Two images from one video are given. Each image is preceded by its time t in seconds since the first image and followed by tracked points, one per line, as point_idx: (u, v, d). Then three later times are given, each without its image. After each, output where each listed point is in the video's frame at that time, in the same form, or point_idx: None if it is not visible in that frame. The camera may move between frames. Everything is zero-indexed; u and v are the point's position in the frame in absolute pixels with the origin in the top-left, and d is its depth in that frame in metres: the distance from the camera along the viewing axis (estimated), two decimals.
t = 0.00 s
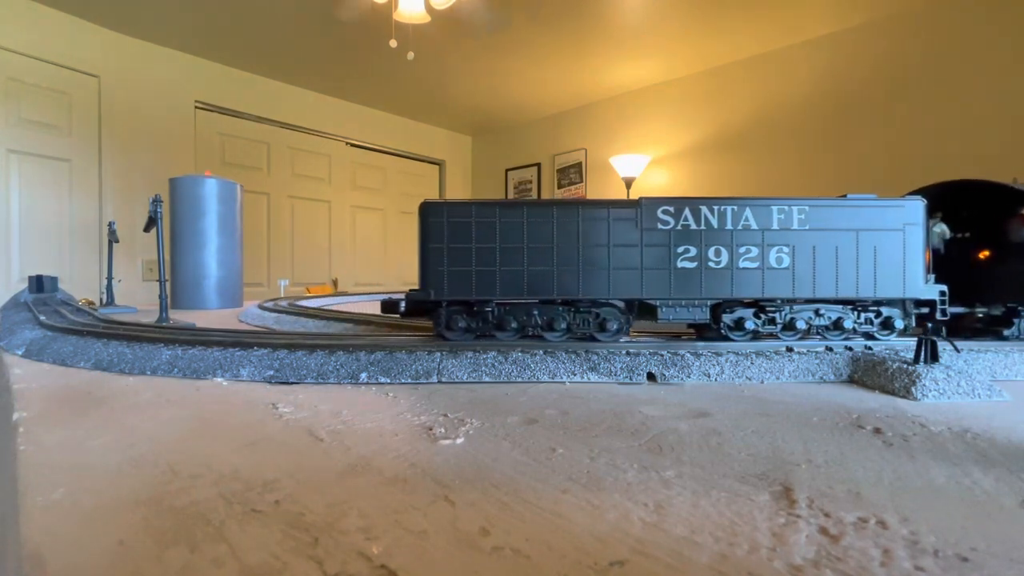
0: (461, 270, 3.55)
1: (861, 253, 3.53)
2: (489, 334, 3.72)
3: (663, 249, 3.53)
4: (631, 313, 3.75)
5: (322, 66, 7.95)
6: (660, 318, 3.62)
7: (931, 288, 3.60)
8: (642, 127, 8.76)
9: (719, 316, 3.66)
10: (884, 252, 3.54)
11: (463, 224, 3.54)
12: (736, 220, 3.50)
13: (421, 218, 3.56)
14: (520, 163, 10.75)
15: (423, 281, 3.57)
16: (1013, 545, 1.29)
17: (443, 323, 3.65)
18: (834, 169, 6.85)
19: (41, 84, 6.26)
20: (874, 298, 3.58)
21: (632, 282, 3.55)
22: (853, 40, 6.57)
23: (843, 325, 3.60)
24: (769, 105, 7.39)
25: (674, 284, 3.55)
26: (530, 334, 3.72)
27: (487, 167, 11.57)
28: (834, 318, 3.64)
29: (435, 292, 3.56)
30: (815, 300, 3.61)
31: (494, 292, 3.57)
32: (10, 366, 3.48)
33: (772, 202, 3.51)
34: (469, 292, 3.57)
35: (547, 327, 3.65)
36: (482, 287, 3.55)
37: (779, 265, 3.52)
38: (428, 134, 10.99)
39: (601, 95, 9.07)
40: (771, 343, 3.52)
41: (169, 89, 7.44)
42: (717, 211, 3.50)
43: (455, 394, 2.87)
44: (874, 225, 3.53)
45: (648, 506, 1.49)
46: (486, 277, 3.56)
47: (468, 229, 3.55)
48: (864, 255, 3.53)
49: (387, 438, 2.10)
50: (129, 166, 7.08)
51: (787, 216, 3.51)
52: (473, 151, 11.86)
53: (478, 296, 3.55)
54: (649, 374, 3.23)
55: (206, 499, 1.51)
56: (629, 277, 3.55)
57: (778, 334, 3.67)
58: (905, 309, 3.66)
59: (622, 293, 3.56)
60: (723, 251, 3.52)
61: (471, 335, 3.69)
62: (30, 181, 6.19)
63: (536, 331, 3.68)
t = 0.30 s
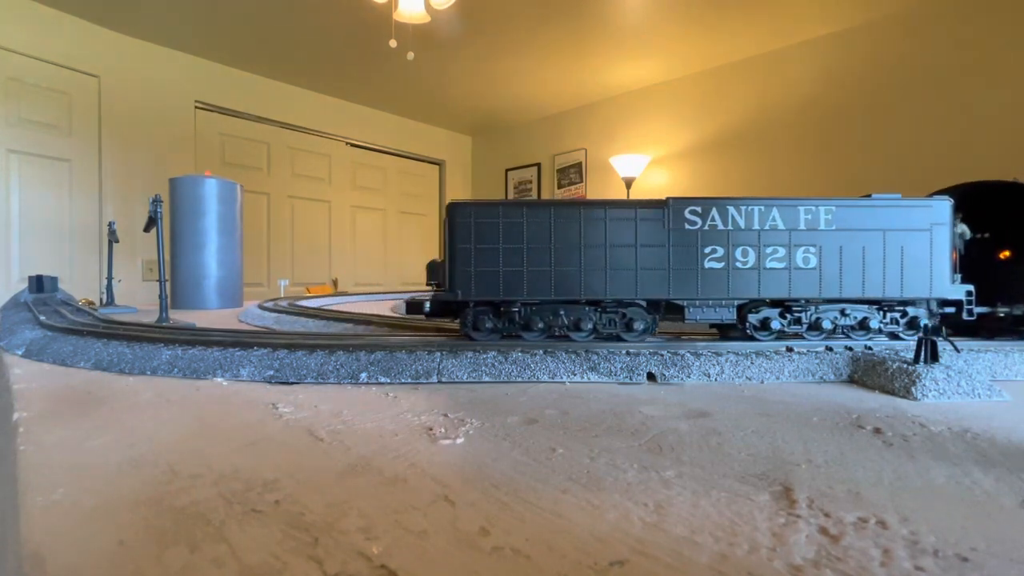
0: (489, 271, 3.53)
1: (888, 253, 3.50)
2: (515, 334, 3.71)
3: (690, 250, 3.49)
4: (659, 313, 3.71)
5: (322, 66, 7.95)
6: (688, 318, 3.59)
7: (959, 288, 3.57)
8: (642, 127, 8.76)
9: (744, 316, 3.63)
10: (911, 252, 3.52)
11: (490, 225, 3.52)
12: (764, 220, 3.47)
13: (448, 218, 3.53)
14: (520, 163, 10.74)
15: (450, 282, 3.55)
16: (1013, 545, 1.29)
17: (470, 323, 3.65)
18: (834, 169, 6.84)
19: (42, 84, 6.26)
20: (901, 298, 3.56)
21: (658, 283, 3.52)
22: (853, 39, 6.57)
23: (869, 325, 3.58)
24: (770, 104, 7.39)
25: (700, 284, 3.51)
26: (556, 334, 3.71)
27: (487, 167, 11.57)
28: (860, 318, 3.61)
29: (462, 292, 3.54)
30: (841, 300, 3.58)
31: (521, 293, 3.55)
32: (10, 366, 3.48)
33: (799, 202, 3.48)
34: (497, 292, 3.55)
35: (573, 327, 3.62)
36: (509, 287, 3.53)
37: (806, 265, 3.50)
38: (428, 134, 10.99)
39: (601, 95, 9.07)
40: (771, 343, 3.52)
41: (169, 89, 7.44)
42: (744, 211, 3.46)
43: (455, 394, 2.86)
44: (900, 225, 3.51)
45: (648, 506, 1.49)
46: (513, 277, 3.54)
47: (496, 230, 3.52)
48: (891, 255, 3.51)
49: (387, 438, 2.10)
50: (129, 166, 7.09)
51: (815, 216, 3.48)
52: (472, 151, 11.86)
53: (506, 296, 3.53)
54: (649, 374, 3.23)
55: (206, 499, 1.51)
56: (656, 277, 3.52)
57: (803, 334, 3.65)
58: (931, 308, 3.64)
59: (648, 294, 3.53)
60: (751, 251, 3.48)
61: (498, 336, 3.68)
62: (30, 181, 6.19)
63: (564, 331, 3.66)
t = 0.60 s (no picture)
0: (515, 271, 3.52)
1: (914, 252, 3.49)
2: (542, 334, 3.70)
3: (717, 250, 3.46)
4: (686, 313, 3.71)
5: (322, 66, 7.96)
6: (715, 318, 3.56)
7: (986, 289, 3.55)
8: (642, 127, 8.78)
9: (771, 317, 3.61)
10: (937, 252, 3.50)
11: (518, 225, 3.51)
12: (790, 220, 3.47)
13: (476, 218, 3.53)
14: (520, 164, 10.74)
15: (478, 282, 3.55)
16: (1013, 545, 1.29)
17: (497, 323, 3.63)
18: (834, 169, 6.85)
19: (42, 84, 6.25)
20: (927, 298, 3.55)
21: (686, 282, 3.47)
22: (853, 39, 6.58)
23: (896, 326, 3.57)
24: (769, 105, 7.40)
25: (728, 285, 3.48)
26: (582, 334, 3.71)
27: (487, 167, 11.57)
28: (886, 318, 3.61)
29: (491, 292, 3.54)
30: (868, 300, 3.57)
31: (548, 293, 3.54)
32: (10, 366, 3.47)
33: (826, 202, 3.47)
34: (524, 292, 3.54)
35: (600, 327, 3.61)
36: (537, 287, 3.52)
37: (832, 265, 3.49)
38: (428, 134, 10.99)
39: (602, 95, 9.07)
40: (771, 343, 3.52)
41: (168, 89, 7.44)
42: (771, 211, 3.46)
43: (455, 393, 2.86)
44: (926, 225, 3.49)
45: (648, 506, 1.49)
46: (540, 277, 3.52)
47: (523, 230, 3.50)
48: (917, 255, 3.49)
49: (387, 438, 2.10)
50: (129, 166, 7.09)
51: (841, 216, 3.47)
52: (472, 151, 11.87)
53: (533, 295, 3.52)
54: (649, 374, 3.23)
55: (206, 499, 1.51)
56: (683, 277, 3.47)
57: (829, 334, 3.64)
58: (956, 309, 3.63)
59: (675, 293, 3.48)
60: (779, 251, 3.46)
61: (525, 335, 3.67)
62: (30, 181, 6.18)
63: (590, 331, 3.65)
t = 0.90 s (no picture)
0: (543, 271, 3.51)
1: (939, 252, 3.48)
2: (568, 334, 3.70)
3: (745, 250, 3.45)
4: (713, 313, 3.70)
5: (323, 66, 7.97)
6: (740, 318, 3.55)
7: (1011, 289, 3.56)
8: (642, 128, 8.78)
9: (797, 317, 3.60)
10: (963, 252, 3.49)
11: (545, 225, 3.49)
12: (816, 220, 3.47)
13: (503, 219, 3.53)
14: (520, 164, 10.74)
15: (506, 282, 3.54)
16: (1013, 545, 1.29)
17: (524, 323, 3.62)
18: (834, 168, 6.84)
19: (42, 84, 6.25)
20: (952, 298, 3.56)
21: (714, 282, 3.47)
22: (853, 39, 6.58)
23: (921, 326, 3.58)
24: (769, 105, 7.41)
25: (756, 284, 3.48)
26: (608, 333, 3.70)
27: (487, 167, 11.58)
28: (911, 318, 3.62)
29: (519, 292, 3.52)
30: (893, 300, 3.57)
31: (576, 293, 3.53)
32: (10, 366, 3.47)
33: (853, 201, 3.45)
34: (552, 292, 3.52)
35: (627, 327, 3.61)
36: (565, 287, 3.51)
37: (859, 265, 3.50)
38: (428, 134, 10.99)
39: (602, 95, 9.08)
40: (771, 343, 3.52)
41: (168, 89, 7.45)
42: (797, 212, 3.47)
43: (454, 393, 2.86)
44: (952, 225, 3.47)
45: (648, 506, 1.49)
46: (567, 277, 3.51)
47: (552, 230, 3.50)
48: (943, 254, 3.48)
49: (387, 438, 2.09)
50: (130, 166, 7.09)
51: (867, 216, 3.46)
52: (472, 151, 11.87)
53: (561, 295, 3.51)
54: (649, 374, 3.23)
55: (206, 498, 1.51)
56: (711, 277, 3.47)
57: (854, 334, 3.64)
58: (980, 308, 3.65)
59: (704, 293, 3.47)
60: (805, 251, 3.46)
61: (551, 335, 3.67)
62: (30, 181, 6.18)
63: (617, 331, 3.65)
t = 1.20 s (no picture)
0: (572, 271, 3.50)
1: (966, 252, 3.47)
2: (594, 334, 3.69)
3: (773, 249, 3.46)
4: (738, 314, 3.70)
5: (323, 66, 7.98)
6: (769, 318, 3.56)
7: None
8: (641, 128, 8.78)
9: (824, 316, 3.58)
10: (989, 252, 3.49)
11: (574, 225, 3.48)
12: (844, 220, 3.44)
13: (531, 219, 3.51)
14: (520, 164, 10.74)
15: (534, 282, 3.52)
16: (1013, 545, 1.29)
17: (552, 322, 3.62)
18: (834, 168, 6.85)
19: (42, 84, 6.25)
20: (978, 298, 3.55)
21: (741, 283, 3.47)
22: (852, 39, 6.59)
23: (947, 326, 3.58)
24: (769, 104, 7.41)
25: (783, 284, 3.48)
26: (635, 334, 3.69)
27: (487, 167, 11.58)
28: (936, 318, 3.62)
29: (548, 292, 3.51)
30: (918, 300, 3.57)
31: (603, 293, 3.52)
32: (10, 366, 3.47)
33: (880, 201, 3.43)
34: (580, 292, 3.52)
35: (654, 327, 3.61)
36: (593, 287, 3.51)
37: (885, 265, 3.48)
38: (428, 134, 10.99)
39: (602, 95, 9.09)
40: (771, 343, 3.52)
41: (168, 89, 7.45)
42: (825, 212, 3.44)
43: (454, 393, 2.86)
44: (978, 225, 3.46)
45: (648, 506, 1.49)
46: (595, 277, 3.51)
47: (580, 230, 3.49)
48: (970, 254, 3.47)
49: (387, 438, 2.09)
50: (130, 166, 7.10)
51: (894, 216, 3.45)
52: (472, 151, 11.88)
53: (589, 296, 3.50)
54: (649, 374, 3.23)
55: (207, 499, 1.51)
56: (739, 277, 3.47)
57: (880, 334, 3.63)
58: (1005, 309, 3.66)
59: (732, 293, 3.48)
60: (833, 252, 3.46)
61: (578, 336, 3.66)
62: (30, 181, 6.18)
63: (645, 331, 3.64)
